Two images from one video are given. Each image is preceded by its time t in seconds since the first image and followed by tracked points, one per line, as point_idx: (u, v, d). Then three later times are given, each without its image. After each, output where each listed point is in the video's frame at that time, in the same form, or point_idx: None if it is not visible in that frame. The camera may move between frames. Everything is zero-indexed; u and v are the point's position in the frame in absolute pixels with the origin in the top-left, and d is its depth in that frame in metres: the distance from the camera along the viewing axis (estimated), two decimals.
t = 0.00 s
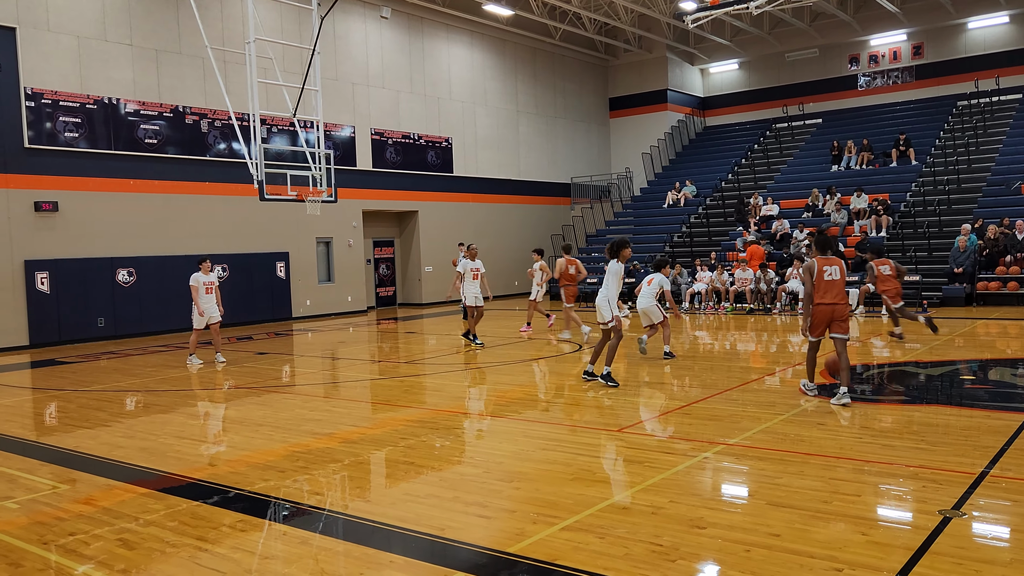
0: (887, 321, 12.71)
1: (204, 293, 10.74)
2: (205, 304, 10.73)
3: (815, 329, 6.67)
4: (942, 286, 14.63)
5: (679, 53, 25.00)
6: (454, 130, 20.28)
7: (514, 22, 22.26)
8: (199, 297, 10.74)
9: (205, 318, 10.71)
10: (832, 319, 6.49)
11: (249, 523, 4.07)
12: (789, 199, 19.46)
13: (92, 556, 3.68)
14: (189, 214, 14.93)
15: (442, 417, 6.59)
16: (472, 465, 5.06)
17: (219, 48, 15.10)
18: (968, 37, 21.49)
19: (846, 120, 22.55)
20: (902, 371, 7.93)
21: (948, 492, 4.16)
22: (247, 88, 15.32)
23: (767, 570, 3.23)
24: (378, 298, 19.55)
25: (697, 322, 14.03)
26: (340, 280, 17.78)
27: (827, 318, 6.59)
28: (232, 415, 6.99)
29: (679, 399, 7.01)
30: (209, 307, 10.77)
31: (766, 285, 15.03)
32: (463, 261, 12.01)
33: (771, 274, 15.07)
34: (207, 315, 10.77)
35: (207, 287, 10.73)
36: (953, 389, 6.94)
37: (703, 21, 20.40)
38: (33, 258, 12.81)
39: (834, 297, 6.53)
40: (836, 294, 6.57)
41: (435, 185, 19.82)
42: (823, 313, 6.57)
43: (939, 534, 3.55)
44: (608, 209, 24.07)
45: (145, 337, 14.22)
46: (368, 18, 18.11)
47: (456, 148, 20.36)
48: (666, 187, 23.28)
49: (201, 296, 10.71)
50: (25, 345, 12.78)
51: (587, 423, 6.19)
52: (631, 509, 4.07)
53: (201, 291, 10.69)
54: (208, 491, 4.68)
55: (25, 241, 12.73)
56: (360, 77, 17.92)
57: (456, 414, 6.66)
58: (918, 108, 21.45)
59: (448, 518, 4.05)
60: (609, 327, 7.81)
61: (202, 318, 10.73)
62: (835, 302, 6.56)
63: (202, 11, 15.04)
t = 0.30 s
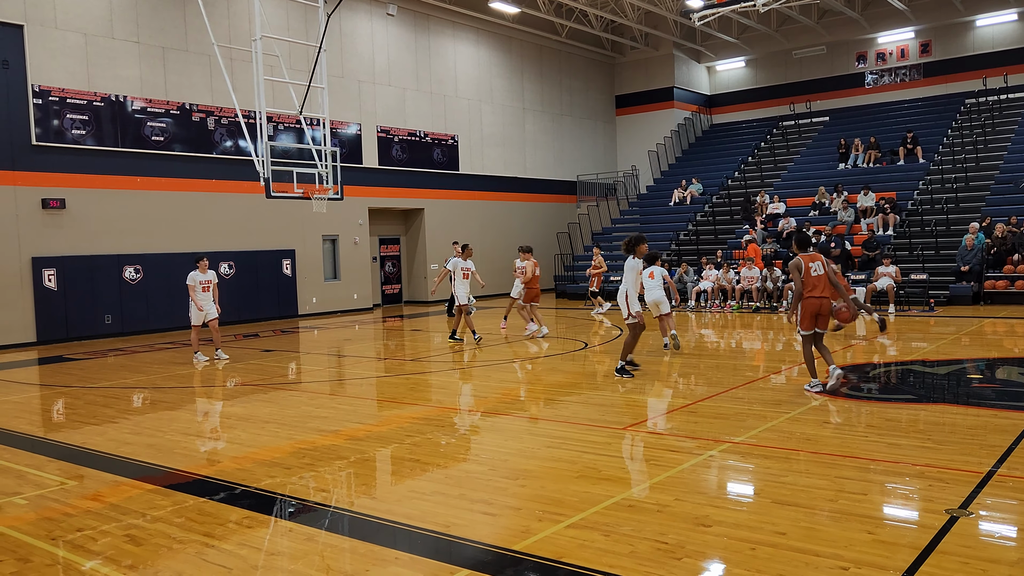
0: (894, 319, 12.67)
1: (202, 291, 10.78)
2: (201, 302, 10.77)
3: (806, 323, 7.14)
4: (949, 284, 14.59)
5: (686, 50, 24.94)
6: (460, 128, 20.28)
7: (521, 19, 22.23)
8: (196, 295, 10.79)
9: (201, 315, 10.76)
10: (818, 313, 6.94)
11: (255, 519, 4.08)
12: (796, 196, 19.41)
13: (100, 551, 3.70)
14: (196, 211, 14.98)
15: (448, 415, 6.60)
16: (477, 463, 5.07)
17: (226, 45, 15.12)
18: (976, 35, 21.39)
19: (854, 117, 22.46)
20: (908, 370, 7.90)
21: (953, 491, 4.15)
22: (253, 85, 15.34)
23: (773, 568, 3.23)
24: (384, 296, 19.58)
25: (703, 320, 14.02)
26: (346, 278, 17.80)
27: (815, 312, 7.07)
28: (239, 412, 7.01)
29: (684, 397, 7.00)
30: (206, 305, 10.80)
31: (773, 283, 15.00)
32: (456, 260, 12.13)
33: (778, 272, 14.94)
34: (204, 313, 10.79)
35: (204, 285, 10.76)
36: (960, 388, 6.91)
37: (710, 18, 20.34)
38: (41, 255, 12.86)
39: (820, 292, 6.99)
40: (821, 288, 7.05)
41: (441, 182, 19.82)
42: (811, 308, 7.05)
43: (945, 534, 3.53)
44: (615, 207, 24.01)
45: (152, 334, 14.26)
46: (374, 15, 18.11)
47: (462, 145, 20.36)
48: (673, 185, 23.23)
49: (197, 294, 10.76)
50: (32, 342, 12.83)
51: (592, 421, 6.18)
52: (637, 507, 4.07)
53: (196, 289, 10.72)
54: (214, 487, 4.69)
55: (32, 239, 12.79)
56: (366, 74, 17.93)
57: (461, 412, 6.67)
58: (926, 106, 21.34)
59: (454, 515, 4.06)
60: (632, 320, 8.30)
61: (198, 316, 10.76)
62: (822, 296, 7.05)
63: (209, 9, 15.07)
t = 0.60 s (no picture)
0: (899, 318, 12.62)
1: (204, 288, 10.78)
2: (201, 298, 10.78)
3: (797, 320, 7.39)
4: (955, 282, 14.53)
5: (691, 48, 24.87)
6: (464, 125, 20.26)
7: (526, 17, 22.19)
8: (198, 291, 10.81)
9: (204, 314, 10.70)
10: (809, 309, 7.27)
11: (259, 517, 4.08)
12: (801, 194, 19.35)
13: (104, 548, 3.70)
14: (200, 208, 15.00)
15: (452, 412, 6.58)
16: (481, 460, 5.06)
17: (230, 43, 15.11)
18: (981, 32, 21.30)
19: (858, 115, 22.38)
20: (913, 368, 7.87)
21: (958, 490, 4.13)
22: (258, 83, 15.34)
23: (776, 566, 3.21)
24: (388, 293, 19.59)
25: (707, 318, 14.00)
26: (350, 275, 17.80)
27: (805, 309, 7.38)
28: (243, 409, 7.03)
29: (689, 395, 6.98)
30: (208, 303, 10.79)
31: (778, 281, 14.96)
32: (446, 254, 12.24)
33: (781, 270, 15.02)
34: (202, 311, 10.74)
35: (207, 283, 10.74)
36: (965, 387, 6.88)
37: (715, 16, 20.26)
38: (46, 253, 12.89)
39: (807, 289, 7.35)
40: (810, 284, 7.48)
41: (445, 180, 19.81)
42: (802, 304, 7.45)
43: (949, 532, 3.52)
44: (619, 204, 24.00)
45: (156, 331, 14.28)
46: (378, 12, 18.09)
47: (466, 143, 20.34)
48: (677, 183, 23.18)
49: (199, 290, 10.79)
50: (37, 339, 12.86)
51: (597, 419, 6.17)
52: (641, 505, 4.06)
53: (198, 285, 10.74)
54: (217, 484, 4.69)
55: (37, 236, 12.81)
56: (371, 72, 17.92)
57: (465, 410, 6.66)
58: (931, 104, 21.26)
59: (457, 513, 4.05)
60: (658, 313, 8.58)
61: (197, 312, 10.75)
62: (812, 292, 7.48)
63: (214, 6, 15.07)
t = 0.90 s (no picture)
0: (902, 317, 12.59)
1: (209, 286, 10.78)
2: (206, 295, 10.78)
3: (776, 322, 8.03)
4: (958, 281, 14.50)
5: (694, 46, 24.82)
6: (467, 124, 20.25)
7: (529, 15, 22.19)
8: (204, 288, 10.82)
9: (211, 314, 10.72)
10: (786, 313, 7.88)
11: (262, 515, 4.09)
12: (804, 193, 19.33)
13: (107, 546, 3.71)
14: (203, 207, 15.01)
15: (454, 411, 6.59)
16: (483, 459, 5.06)
17: (233, 42, 15.11)
18: (985, 31, 21.26)
19: (861, 114, 22.34)
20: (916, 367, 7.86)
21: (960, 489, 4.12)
22: (260, 82, 15.34)
23: (779, 566, 3.21)
24: (390, 292, 19.58)
25: (710, 317, 13.99)
26: (353, 274, 17.80)
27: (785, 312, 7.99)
28: (245, 407, 7.04)
29: (691, 394, 6.98)
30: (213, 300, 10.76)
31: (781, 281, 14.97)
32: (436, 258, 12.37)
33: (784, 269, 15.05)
34: (211, 310, 10.77)
35: (213, 281, 10.79)
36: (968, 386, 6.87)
37: (718, 14, 20.24)
38: (49, 251, 12.91)
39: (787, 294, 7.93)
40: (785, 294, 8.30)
41: (448, 179, 19.81)
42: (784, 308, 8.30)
43: (951, 532, 3.51)
44: (622, 203, 24.00)
45: (159, 330, 14.29)
46: (381, 11, 18.09)
47: (468, 142, 20.34)
48: (680, 181, 23.15)
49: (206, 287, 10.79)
50: (40, 337, 12.88)
51: (599, 418, 6.17)
52: (643, 504, 4.05)
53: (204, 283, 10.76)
54: (220, 483, 4.70)
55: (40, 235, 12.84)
56: (374, 71, 17.93)
57: (468, 409, 6.66)
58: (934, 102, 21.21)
59: (460, 511, 4.05)
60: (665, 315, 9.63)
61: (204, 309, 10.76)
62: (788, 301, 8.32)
63: (217, 5, 15.09)
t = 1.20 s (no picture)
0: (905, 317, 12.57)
1: (217, 286, 10.79)
2: (213, 295, 10.80)
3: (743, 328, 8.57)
4: (962, 282, 14.46)
5: (697, 46, 24.80)
6: (470, 124, 20.26)
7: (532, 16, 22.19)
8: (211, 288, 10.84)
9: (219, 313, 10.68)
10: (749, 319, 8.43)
11: (265, 514, 4.09)
12: (808, 193, 19.30)
13: (111, 546, 3.71)
14: (207, 207, 15.03)
15: (457, 411, 6.58)
16: (486, 459, 5.06)
17: (237, 42, 15.14)
18: (989, 31, 21.20)
19: (864, 114, 22.30)
20: (920, 367, 7.85)
21: (964, 490, 4.11)
22: (264, 82, 15.36)
23: (782, 567, 3.20)
24: (394, 292, 19.60)
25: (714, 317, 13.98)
26: (356, 274, 17.81)
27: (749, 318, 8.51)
28: (249, 407, 7.05)
29: (694, 395, 6.97)
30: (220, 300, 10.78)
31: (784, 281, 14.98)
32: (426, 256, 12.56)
33: (788, 269, 15.05)
34: (218, 309, 10.80)
35: (220, 281, 10.79)
36: (973, 387, 6.85)
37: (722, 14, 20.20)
38: (53, 251, 12.94)
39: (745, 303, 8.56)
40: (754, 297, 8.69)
41: (451, 179, 19.82)
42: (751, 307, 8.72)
43: (955, 532, 3.50)
44: (625, 203, 24.03)
45: (163, 329, 14.32)
46: (384, 11, 18.11)
47: (471, 142, 20.34)
48: (683, 182, 23.13)
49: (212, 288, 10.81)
50: (44, 337, 12.91)
51: (602, 418, 6.17)
52: (646, 505, 4.05)
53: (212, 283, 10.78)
54: (224, 482, 4.70)
55: (44, 235, 12.87)
56: (377, 71, 17.95)
57: (470, 409, 6.66)
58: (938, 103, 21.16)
59: (463, 511, 4.06)
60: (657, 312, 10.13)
61: (212, 309, 10.79)
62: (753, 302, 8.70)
63: (220, 5, 15.12)
